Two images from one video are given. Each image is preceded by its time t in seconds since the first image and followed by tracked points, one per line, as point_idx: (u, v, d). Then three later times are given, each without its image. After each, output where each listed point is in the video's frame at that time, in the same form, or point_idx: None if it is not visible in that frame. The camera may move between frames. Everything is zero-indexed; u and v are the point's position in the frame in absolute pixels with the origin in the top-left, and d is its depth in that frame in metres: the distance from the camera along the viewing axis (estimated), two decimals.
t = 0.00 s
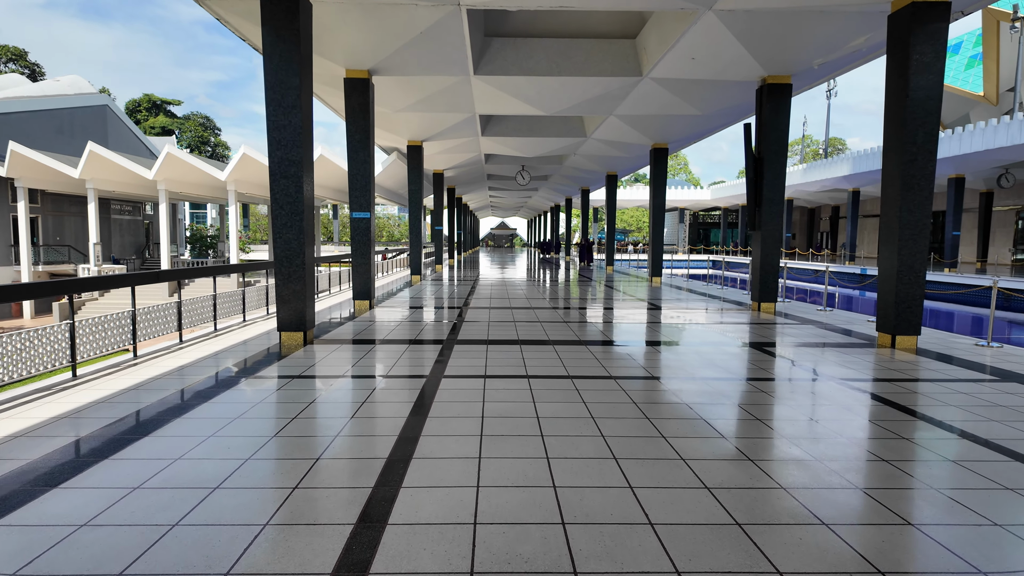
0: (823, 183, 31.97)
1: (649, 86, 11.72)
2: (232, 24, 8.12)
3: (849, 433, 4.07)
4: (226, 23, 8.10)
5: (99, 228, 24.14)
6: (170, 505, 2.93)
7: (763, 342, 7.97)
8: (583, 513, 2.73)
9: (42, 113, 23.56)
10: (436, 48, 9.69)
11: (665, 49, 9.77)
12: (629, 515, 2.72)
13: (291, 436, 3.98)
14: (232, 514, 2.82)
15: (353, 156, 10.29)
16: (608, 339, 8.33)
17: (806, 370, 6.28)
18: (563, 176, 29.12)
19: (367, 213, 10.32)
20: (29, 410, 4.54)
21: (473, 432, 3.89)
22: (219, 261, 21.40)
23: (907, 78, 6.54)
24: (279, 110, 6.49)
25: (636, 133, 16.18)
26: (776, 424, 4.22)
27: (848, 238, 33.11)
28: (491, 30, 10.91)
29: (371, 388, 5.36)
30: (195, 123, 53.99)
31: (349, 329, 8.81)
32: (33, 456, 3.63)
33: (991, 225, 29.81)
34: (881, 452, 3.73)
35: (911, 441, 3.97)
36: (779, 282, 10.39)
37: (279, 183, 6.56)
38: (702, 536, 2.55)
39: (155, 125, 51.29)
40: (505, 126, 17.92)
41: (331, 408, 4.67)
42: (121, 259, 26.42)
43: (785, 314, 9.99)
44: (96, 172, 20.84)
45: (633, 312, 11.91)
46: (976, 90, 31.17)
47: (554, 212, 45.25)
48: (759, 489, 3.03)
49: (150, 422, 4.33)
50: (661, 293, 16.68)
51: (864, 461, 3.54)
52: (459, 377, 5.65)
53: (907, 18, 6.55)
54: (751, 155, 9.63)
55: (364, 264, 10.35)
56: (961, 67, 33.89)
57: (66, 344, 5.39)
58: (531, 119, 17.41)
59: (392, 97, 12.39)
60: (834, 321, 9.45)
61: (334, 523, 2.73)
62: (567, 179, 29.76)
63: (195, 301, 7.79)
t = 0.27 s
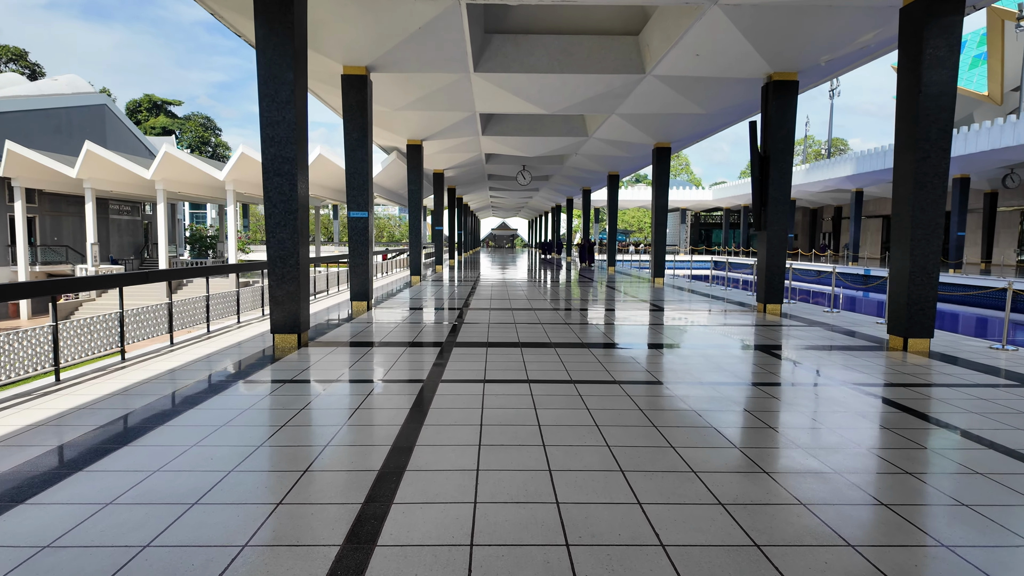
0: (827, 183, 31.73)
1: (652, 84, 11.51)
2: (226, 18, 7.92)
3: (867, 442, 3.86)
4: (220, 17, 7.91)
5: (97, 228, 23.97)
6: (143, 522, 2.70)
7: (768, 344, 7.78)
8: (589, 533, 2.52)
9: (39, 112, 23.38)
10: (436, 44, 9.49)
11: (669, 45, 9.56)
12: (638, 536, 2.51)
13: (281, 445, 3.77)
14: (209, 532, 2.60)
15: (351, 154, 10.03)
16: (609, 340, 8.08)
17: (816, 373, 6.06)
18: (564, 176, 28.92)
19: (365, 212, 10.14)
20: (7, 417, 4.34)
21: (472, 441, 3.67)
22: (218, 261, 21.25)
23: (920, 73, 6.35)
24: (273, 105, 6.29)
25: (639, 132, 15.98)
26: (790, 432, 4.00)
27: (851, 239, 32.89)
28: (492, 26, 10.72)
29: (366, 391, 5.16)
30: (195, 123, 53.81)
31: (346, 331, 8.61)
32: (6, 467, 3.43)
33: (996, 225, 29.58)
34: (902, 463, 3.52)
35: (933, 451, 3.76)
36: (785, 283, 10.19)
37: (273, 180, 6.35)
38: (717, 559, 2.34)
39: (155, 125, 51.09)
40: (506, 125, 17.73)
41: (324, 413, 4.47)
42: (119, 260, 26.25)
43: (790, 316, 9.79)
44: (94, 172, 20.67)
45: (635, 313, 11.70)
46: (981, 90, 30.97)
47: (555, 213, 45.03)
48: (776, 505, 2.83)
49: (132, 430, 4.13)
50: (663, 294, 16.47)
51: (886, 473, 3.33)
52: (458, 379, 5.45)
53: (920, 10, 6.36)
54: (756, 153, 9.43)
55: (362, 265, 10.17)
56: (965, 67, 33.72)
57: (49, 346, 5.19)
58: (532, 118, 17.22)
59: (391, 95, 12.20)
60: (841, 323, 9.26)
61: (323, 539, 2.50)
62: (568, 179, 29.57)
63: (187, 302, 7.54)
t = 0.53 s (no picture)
0: (830, 183, 31.50)
1: (655, 81, 11.31)
2: (219, 13, 7.72)
3: (889, 455, 3.65)
4: (214, 12, 7.71)
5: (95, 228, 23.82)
6: (113, 549, 2.49)
7: (775, 348, 7.58)
8: (597, 560, 2.32)
9: (37, 111, 23.20)
10: (435, 41, 9.30)
11: (673, 42, 9.36)
12: (650, 563, 2.31)
13: (269, 458, 3.56)
14: (185, 560, 2.40)
15: (348, 153, 9.85)
16: (612, 343, 7.84)
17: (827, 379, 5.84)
18: (565, 177, 28.71)
19: (363, 212, 9.94)
20: None
21: (471, 454, 3.44)
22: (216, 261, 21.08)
23: (935, 69, 6.14)
24: (267, 101, 6.09)
25: (641, 131, 15.77)
26: (807, 443, 3.78)
27: (854, 240, 32.67)
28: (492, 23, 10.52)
29: (361, 397, 4.97)
30: (195, 123, 53.63)
31: (344, 334, 8.41)
32: None
33: (1000, 226, 29.35)
34: (930, 479, 3.30)
35: (959, 465, 3.54)
36: (792, 285, 9.98)
37: (266, 179, 6.15)
38: None
39: (155, 125, 50.90)
40: (507, 124, 17.53)
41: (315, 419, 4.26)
42: (118, 260, 26.09)
43: (797, 318, 9.59)
44: (92, 171, 20.51)
45: (639, 315, 11.49)
46: (985, 90, 30.75)
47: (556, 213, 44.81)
48: (798, 528, 2.62)
49: (113, 441, 3.92)
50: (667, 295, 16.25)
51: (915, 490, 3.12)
52: (458, 384, 5.26)
53: (934, 4, 6.15)
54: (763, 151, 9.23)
55: (360, 266, 9.98)
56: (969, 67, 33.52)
57: (32, 352, 4.99)
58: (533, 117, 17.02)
59: (390, 93, 12.01)
60: (849, 325, 9.05)
61: (308, 569, 2.27)
62: (569, 179, 29.37)
63: (180, 304, 7.31)
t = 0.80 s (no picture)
0: (831, 184, 31.33)
1: (657, 80, 11.13)
2: (212, 9, 7.56)
3: (908, 470, 3.45)
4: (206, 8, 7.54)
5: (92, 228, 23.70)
6: None
7: (780, 351, 7.41)
8: None
9: (34, 111, 23.06)
10: (432, 38, 9.13)
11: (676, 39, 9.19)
12: None
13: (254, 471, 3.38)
14: None
15: (345, 152, 9.68)
16: (613, 346, 7.68)
17: (836, 385, 5.65)
18: (565, 177, 28.54)
19: (360, 213, 9.76)
20: None
21: (466, 468, 3.25)
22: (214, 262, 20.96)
23: (945, 66, 5.97)
24: (259, 98, 5.91)
25: (642, 130, 15.60)
26: (821, 456, 3.59)
27: (856, 240, 32.51)
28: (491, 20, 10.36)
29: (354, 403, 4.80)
30: (195, 123, 53.48)
31: (339, 336, 8.24)
32: None
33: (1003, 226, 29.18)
34: (954, 496, 3.11)
35: (980, 479, 3.36)
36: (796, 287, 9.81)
37: (258, 178, 5.98)
38: None
39: (154, 126, 50.74)
40: (507, 124, 17.37)
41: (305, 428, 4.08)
42: (116, 261, 25.96)
43: (801, 321, 9.42)
44: (89, 172, 20.38)
45: (640, 317, 11.32)
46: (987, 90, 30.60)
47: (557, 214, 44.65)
48: (815, 551, 2.45)
49: (91, 452, 3.74)
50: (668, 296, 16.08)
51: (940, 509, 2.92)
52: (455, 390, 5.10)
53: None
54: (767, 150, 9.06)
55: (357, 268, 9.82)
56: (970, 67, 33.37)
57: (12, 357, 4.81)
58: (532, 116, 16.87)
59: (388, 91, 11.85)
60: (855, 328, 8.88)
61: None
62: (570, 180, 29.22)
63: (170, 307, 7.05)
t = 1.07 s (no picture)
0: (833, 183, 31.15)
1: (657, 76, 10.94)
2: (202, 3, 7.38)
3: (928, 481, 3.24)
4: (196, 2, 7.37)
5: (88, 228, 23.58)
6: None
7: (785, 352, 7.21)
8: None
9: (29, 110, 22.90)
10: (428, 33, 8.95)
11: (677, 33, 8.99)
12: None
13: (227, 477, 3.15)
14: None
15: (339, 149, 9.48)
16: (612, 346, 7.46)
17: (844, 388, 5.44)
18: (565, 176, 28.38)
19: (355, 211, 9.54)
20: None
21: (457, 479, 3.06)
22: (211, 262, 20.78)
23: (957, 58, 5.78)
24: (247, 92, 5.72)
25: (643, 129, 15.40)
26: (834, 466, 3.37)
27: (857, 240, 32.32)
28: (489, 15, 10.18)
29: (344, 405, 4.59)
30: (195, 123, 53.33)
31: (332, 338, 8.03)
32: None
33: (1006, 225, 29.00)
34: (976, 509, 2.90)
35: (1002, 488, 3.16)
36: (801, 287, 9.61)
37: (246, 174, 5.79)
38: None
39: (154, 125, 50.59)
40: (506, 122, 17.18)
41: (290, 433, 3.88)
42: (112, 261, 25.79)
43: (806, 321, 9.22)
44: (84, 171, 20.22)
45: (641, 316, 11.13)
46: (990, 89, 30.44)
47: (557, 213, 44.47)
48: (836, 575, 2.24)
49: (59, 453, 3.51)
50: (669, 296, 15.88)
51: (966, 525, 2.71)
52: (448, 393, 4.90)
53: None
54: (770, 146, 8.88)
55: (352, 267, 9.63)
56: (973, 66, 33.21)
57: None
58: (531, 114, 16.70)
59: (384, 88, 11.66)
60: (861, 329, 8.68)
61: None
62: (569, 179, 29.04)
63: (159, 305, 6.83)
